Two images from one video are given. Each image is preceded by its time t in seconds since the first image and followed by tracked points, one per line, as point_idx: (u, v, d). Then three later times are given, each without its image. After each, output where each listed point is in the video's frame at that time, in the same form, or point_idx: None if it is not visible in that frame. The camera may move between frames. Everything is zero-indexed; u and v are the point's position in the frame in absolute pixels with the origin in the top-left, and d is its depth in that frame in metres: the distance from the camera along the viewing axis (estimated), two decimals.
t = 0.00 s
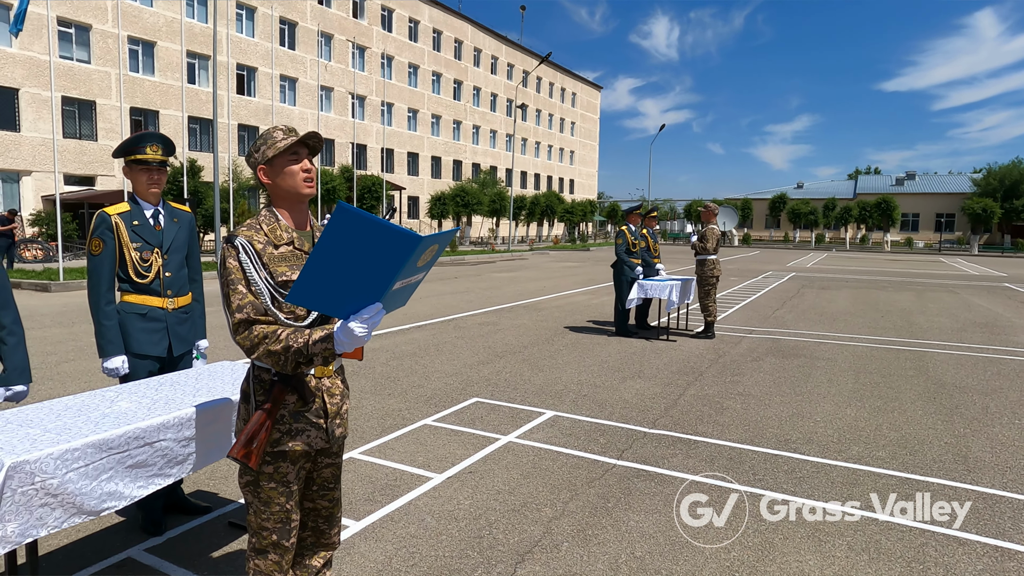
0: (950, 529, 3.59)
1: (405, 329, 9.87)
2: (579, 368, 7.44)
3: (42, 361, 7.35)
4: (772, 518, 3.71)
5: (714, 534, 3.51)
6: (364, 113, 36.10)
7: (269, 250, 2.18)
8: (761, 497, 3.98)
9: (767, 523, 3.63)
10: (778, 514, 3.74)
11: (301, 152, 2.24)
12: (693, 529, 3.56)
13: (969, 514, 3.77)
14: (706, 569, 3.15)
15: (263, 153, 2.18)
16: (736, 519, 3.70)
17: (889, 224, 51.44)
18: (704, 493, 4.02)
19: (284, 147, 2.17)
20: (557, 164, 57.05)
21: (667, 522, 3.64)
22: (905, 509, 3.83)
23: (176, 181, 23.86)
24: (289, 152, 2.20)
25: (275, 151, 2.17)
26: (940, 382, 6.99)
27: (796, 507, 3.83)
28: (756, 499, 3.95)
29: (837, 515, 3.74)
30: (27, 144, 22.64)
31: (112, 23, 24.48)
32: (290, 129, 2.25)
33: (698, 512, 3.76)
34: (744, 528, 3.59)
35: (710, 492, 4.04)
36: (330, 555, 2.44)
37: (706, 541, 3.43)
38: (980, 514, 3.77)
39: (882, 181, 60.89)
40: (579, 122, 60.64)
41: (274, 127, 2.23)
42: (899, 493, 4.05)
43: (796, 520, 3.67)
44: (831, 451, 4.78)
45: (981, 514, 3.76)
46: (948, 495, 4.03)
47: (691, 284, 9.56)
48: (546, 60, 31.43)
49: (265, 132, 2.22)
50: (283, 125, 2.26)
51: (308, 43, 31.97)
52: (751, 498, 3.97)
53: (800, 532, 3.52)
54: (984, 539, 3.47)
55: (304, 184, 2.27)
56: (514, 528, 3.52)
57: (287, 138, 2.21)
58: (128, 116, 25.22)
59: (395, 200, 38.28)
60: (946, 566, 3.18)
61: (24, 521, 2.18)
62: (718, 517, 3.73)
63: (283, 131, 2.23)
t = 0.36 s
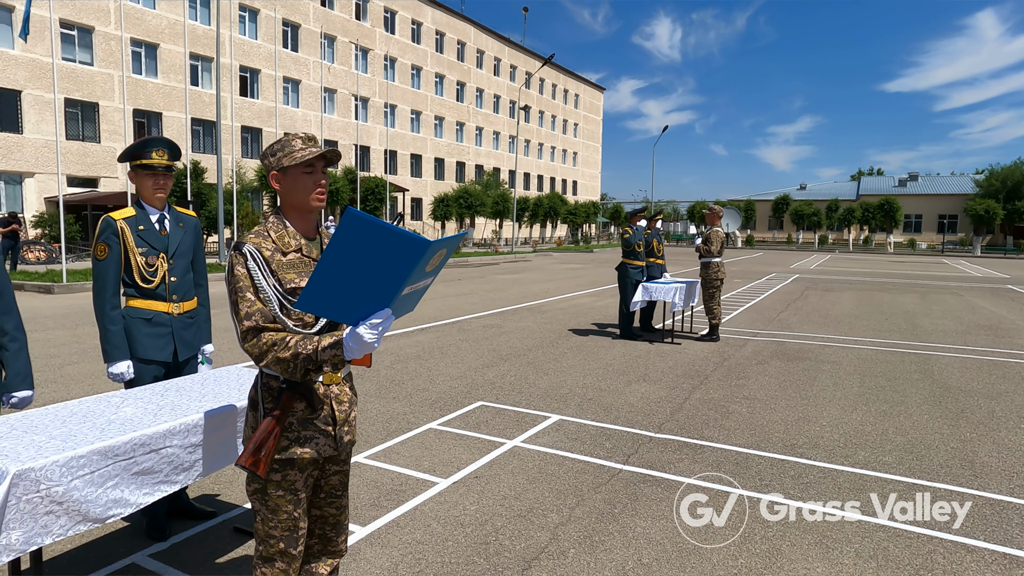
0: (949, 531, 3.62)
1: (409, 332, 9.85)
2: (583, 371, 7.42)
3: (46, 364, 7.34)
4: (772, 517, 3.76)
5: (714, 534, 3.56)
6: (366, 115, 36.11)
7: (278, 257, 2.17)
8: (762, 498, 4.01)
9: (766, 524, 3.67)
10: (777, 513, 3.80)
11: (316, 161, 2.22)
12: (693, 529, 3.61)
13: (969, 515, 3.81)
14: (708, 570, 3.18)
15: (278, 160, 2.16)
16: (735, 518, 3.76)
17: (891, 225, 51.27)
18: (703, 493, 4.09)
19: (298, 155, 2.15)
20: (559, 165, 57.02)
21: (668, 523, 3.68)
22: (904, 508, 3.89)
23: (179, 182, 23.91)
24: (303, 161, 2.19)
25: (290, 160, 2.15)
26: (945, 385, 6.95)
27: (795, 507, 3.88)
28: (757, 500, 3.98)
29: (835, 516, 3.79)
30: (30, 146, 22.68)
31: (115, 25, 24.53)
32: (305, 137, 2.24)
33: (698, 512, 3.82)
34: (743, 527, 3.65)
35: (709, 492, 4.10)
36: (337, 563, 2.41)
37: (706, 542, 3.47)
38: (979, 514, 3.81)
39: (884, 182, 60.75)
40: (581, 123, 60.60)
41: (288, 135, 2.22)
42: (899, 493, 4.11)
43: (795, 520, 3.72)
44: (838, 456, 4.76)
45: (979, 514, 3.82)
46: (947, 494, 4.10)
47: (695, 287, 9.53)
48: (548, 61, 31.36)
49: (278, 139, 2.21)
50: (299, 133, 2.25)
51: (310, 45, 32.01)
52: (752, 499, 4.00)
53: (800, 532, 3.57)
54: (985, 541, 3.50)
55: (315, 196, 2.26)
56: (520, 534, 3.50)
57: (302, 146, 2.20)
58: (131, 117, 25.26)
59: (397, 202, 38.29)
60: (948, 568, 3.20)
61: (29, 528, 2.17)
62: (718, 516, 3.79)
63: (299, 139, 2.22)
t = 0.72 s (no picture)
0: (950, 530, 3.62)
1: (417, 331, 9.86)
2: (592, 371, 7.40)
3: (58, 362, 7.39)
4: (771, 517, 3.76)
5: (716, 534, 3.57)
6: (374, 114, 36.17)
7: (289, 260, 2.17)
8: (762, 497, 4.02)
9: (764, 522, 3.69)
10: (777, 514, 3.80)
11: (328, 165, 2.22)
12: (692, 529, 3.62)
13: (969, 513, 3.83)
14: (716, 571, 3.18)
15: (290, 162, 2.16)
16: (735, 518, 3.76)
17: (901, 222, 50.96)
18: (703, 494, 4.09)
19: (311, 158, 2.15)
20: (566, 164, 56.96)
21: (667, 523, 3.69)
22: (904, 509, 3.88)
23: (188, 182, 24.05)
24: (315, 164, 2.18)
25: (302, 163, 2.15)
26: (958, 385, 6.90)
27: (795, 507, 3.89)
28: (757, 500, 3.99)
29: (836, 516, 3.79)
30: (41, 145, 22.84)
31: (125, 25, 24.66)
32: (317, 140, 2.23)
33: (698, 512, 3.83)
34: (742, 527, 3.65)
35: (709, 493, 4.10)
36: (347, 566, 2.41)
37: (706, 541, 3.48)
38: (979, 512, 3.83)
39: (894, 180, 60.38)
40: (589, 121, 60.50)
41: (300, 138, 2.21)
42: (903, 496, 4.06)
43: (794, 520, 3.72)
44: (850, 457, 4.72)
45: (980, 513, 3.82)
46: (948, 495, 4.07)
47: (704, 286, 9.49)
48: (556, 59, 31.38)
49: (290, 142, 2.20)
50: (312, 136, 2.24)
51: (318, 44, 32.08)
52: (751, 499, 4.01)
53: (801, 533, 3.56)
54: (990, 540, 3.49)
55: (326, 200, 2.26)
56: (530, 535, 3.49)
57: (315, 149, 2.19)
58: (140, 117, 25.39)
59: (405, 201, 38.34)
60: (962, 570, 3.17)
61: (42, 529, 2.16)
62: (717, 516, 3.79)
63: (311, 141, 2.21)
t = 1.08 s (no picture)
0: (950, 532, 3.63)
1: (422, 334, 9.87)
2: (598, 374, 7.40)
3: (65, 365, 7.42)
4: (772, 518, 3.79)
5: (716, 535, 3.59)
6: (379, 116, 36.27)
7: (296, 264, 2.17)
8: (764, 500, 4.02)
9: (764, 523, 3.72)
10: (777, 514, 3.83)
11: (333, 168, 2.22)
12: (693, 529, 3.64)
13: (968, 514, 3.85)
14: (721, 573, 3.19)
15: (295, 167, 2.16)
16: (735, 518, 3.79)
17: (908, 225, 50.77)
18: (704, 494, 4.12)
19: (315, 162, 2.15)
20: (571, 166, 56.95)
21: (669, 524, 3.70)
22: (905, 510, 3.91)
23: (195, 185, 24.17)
24: (320, 169, 2.19)
25: (307, 167, 2.15)
26: (966, 389, 6.87)
27: (795, 507, 3.91)
28: (758, 502, 4.00)
29: (836, 516, 3.82)
30: (49, 149, 22.99)
31: (132, 29, 24.81)
32: (322, 144, 2.24)
33: (698, 512, 3.86)
34: (743, 528, 3.68)
35: (710, 493, 4.13)
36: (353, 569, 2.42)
37: (707, 542, 3.50)
38: (980, 514, 3.85)
39: (900, 182, 60.16)
40: (594, 124, 60.55)
41: (304, 141, 2.21)
42: (908, 498, 4.07)
43: (794, 521, 3.76)
44: (857, 461, 4.71)
45: (981, 514, 3.84)
46: (955, 498, 4.07)
47: (710, 289, 9.44)
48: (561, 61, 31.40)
49: (295, 146, 2.20)
50: (316, 140, 2.25)
51: (324, 47, 32.22)
52: (752, 500, 4.03)
53: (801, 533, 3.59)
54: (992, 543, 3.49)
55: (332, 203, 2.26)
56: (536, 539, 3.48)
57: (320, 152, 2.19)
58: (147, 120, 25.54)
59: (410, 203, 38.42)
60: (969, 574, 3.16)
61: (50, 532, 2.17)
62: (718, 516, 3.82)
63: (316, 145, 2.21)
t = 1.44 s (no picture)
0: (947, 532, 3.62)
1: (423, 335, 9.87)
2: (599, 374, 7.39)
3: (65, 365, 7.43)
4: (772, 517, 3.79)
5: (715, 534, 3.60)
6: (380, 117, 36.27)
7: (297, 264, 2.17)
8: (765, 501, 4.01)
9: (763, 523, 3.71)
10: (777, 513, 3.83)
11: (328, 166, 2.21)
12: (693, 530, 3.63)
13: (968, 514, 3.84)
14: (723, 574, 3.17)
15: (293, 167, 2.16)
16: (735, 517, 3.79)
17: (910, 224, 50.72)
18: (704, 494, 4.12)
19: (312, 160, 2.15)
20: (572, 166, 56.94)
21: (667, 524, 3.70)
22: (905, 509, 3.90)
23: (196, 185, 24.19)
24: (319, 168, 2.19)
25: (303, 165, 2.15)
26: (968, 389, 6.86)
27: (795, 507, 3.91)
28: (758, 502, 3.99)
29: (837, 516, 3.80)
30: (51, 149, 23.02)
31: (133, 30, 24.84)
32: (320, 143, 2.23)
33: (698, 512, 3.85)
34: (742, 527, 3.68)
35: (710, 493, 4.13)
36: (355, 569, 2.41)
37: (705, 541, 3.50)
38: (980, 513, 3.84)
39: (902, 181, 60.07)
40: (595, 124, 60.57)
41: (301, 140, 2.21)
42: (910, 498, 4.05)
43: (794, 521, 3.75)
44: (859, 461, 4.69)
45: (981, 514, 3.83)
46: (957, 499, 4.06)
47: (711, 289, 9.44)
48: (563, 62, 31.39)
49: (292, 145, 2.20)
50: (314, 139, 2.24)
51: (325, 48, 32.25)
52: (752, 501, 4.02)
53: (802, 533, 3.58)
54: (994, 543, 3.48)
55: (331, 201, 2.25)
56: (536, 539, 3.48)
57: (317, 152, 2.19)
58: (148, 121, 25.57)
59: (411, 204, 38.41)
60: None
61: (49, 531, 2.16)
62: (717, 516, 3.82)
63: (314, 144, 2.21)
